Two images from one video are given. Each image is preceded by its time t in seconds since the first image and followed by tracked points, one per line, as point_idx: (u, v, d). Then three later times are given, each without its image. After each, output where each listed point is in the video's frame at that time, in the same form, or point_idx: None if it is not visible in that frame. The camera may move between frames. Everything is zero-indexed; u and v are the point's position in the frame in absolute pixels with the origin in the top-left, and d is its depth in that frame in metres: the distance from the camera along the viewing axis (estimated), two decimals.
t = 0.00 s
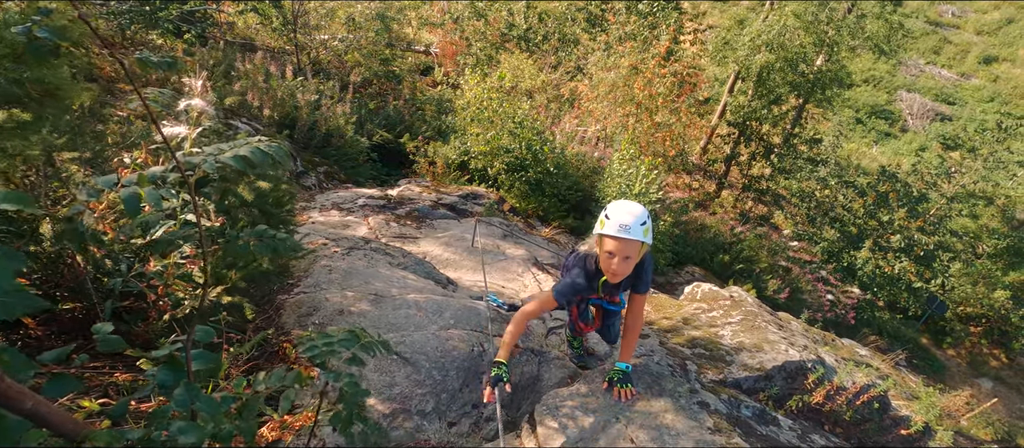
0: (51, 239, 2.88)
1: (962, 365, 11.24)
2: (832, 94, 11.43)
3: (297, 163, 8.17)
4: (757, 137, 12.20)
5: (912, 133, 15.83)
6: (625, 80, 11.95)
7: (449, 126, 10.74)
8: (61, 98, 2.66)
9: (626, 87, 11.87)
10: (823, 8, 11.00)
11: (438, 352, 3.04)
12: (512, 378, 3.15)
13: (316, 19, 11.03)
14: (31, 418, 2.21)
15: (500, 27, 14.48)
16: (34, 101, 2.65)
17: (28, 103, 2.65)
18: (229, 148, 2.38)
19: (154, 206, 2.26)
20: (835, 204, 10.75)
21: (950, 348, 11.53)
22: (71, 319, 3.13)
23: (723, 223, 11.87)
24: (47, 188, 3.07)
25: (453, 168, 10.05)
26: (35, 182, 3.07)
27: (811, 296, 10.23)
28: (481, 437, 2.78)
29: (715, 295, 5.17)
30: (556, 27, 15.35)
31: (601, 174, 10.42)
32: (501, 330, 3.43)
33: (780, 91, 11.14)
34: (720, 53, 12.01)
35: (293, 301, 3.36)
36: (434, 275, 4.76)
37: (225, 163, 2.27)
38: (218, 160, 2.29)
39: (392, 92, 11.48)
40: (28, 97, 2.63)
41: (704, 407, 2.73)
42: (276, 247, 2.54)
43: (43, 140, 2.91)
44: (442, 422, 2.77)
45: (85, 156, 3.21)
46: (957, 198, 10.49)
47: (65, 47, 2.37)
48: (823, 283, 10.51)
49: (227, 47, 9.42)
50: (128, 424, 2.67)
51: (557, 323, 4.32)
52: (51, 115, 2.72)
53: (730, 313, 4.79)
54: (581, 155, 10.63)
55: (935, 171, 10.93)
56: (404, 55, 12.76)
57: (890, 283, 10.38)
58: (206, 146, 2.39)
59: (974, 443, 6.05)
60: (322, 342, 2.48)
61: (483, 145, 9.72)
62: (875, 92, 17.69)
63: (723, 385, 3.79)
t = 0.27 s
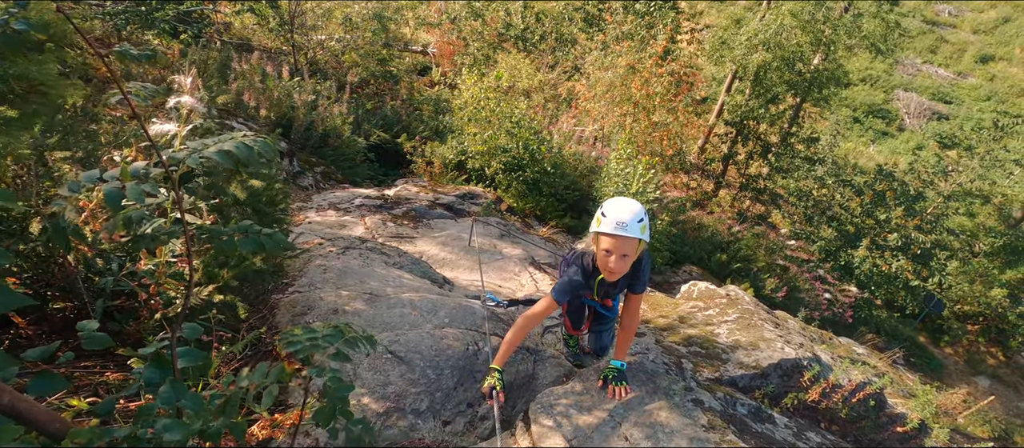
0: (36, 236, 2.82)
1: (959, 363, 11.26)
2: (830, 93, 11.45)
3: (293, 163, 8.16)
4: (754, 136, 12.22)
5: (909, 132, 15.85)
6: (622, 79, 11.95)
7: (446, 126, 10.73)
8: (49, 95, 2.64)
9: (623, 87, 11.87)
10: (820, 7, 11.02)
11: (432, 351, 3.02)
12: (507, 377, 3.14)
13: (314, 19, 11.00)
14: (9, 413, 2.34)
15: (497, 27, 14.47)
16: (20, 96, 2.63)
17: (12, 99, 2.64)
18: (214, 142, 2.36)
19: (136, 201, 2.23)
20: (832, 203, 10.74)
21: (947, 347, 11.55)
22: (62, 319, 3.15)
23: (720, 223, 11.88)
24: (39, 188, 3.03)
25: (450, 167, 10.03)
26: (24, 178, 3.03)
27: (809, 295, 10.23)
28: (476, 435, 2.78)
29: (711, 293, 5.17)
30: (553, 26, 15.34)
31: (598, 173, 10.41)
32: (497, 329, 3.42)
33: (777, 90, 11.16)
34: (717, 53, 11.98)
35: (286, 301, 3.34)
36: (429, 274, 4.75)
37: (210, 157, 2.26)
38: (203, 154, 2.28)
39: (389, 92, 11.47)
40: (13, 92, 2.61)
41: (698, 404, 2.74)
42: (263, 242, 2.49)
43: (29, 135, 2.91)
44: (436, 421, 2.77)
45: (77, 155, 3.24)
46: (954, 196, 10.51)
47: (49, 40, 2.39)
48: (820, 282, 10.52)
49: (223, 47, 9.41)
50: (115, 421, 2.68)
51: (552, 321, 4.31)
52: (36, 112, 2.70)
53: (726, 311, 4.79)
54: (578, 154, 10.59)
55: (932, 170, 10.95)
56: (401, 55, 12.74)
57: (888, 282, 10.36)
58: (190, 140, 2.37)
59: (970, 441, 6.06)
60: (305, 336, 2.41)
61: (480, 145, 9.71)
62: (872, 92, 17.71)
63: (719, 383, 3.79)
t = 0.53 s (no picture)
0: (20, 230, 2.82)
1: (957, 361, 11.27)
2: (826, 92, 11.45)
3: (289, 163, 8.16)
4: (751, 135, 12.23)
5: (906, 131, 15.87)
6: (619, 79, 11.95)
7: (443, 126, 10.72)
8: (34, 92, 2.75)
9: (620, 87, 11.85)
10: (817, 6, 11.02)
11: (425, 349, 3.02)
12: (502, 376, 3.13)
13: (310, 19, 10.98)
14: None
15: (494, 26, 14.46)
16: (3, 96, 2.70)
17: None
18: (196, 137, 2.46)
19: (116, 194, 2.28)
20: (829, 201, 10.74)
21: (945, 345, 11.56)
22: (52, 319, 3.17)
23: (717, 222, 11.90)
24: (29, 184, 3.05)
25: (447, 167, 10.02)
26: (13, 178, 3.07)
27: (806, 293, 10.25)
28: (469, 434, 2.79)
29: (707, 292, 5.17)
30: (551, 26, 15.32)
31: (596, 172, 10.40)
32: (491, 328, 3.41)
33: (774, 90, 11.18)
34: (713, 52, 11.98)
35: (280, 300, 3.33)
36: (425, 273, 4.74)
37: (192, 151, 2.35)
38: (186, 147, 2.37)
39: (386, 92, 11.46)
40: None
41: (691, 401, 2.75)
42: (244, 237, 2.56)
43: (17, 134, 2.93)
44: (430, 419, 2.78)
45: (68, 154, 3.25)
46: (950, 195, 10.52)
47: (28, 36, 2.68)
48: (817, 280, 10.53)
49: (219, 47, 9.40)
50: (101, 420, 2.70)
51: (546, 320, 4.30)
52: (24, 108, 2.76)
53: (722, 309, 4.79)
54: (575, 154, 10.56)
55: (929, 169, 10.96)
56: (398, 55, 12.72)
57: (884, 280, 10.35)
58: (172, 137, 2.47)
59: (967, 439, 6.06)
60: (286, 333, 2.50)
61: (477, 145, 9.70)
62: (869, 91, 17.71)
63: (714, 381, 3.80)
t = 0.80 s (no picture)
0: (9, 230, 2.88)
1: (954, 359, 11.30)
2: (823, 91, 11.46)
3: (285, 163, 8.16)
4: (748, 134, 12.24)
5: (903, 130, 15.90)
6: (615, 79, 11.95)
7: (440, 126, 10.71)
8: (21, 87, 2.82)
9: (617, 86, 11.83)
10: (813, 6, 11.01)
11: (420, 348, 3.01)
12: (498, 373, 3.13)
13: (307, 20, 10.97)
14: None
15: (491, 26, 14.43)
16: None
17: None
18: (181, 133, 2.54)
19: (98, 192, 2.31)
20: (826, 200, 10.72)
21: (942, 343, 11.59)
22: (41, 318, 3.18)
23: (714, 221, 11.92)
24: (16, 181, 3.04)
25: (445, 167, 10.02)
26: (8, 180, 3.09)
27: (803, 292, 10.26)
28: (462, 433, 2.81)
29: (702, 290, 5.17)
30: (547, 26, 15.30)
31: (593, 172, 10.40)
32: (486, 326, 3.40)
33: (770, 89, 11.19)
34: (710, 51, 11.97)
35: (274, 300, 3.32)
36: (420, 273, 4.73)
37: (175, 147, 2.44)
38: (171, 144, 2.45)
39: (383, 92, 11.46)
40: None
41: (685, 399, 2.76)
42: (228, 233, 2.58)
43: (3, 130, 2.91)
44: (424, 418, 2.79)
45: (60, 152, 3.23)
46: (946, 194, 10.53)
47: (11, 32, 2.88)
48: (815, 279, 10.55)
49: (215, 48, 9.40)
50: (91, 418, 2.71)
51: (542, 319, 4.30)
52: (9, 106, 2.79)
53: (718, 308, 4.79)
54: (573, 153, 10.54)
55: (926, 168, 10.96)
56: (395, 56, 12.71)
57: (881, 278, 10.29)
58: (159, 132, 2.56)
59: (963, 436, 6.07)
60: (269, 328, 2.59)
61: (474, 145, 9.69)
62: (866, 90, 17.73)
63: (709, 379, 3.80)
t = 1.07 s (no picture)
0: None
1: (951, 358, 11.30)
2: (819, 90, 11.46)
3: (281, 164, 8.15)
4: (746, 133, 12.24)
5: (900, 129, 15.91)
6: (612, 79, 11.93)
7: (437, 126, 10.68)
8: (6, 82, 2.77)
9: (614, 86, 11.79)
10: (809, 5, 10.99)
11: (413, 346, 3.00)
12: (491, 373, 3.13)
13: (303, 20, 10.94)
14: None
15: (489, 26, 14.40)
16: None
17: None
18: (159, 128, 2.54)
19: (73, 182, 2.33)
20: (824, 198, 10.64)
21: (939, 341, 11.59)
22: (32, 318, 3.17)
23: (712, 220, 11.93)
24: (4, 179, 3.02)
25: (441, 167, 10.01)
26: None
27: (801, 290, 10.26)
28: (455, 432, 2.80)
29: (698, 288, 5.16)
30: (545, 26, 15.27)
31: (590, 171, 10.38)
32: (481, 325, 3.39)
33: (767, 88, 11.19)
34: (706, 51, 11.95)
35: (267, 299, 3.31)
36: (416, 272, 4.72)
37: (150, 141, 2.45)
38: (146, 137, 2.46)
39: (380, 92, 11.44)
40: None
41: (678, 396, 2.75)
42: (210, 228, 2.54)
43: None
44: (417, 417, 2.79)
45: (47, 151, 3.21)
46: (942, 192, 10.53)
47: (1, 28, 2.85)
48: (812, 277, 10.55)
49: (210, 49, 9.37)
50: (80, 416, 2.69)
51: (537, 317, 4.30)
52: None
53: (713, 306, 4.78)
54: (569, 153, 10.60)
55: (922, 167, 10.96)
56: (391, 56, 12.66)
57: (878, 277, 10.04)
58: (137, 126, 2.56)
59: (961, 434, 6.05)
60: (249, 324, 2.64)
61: (470, 144, 9.67)
62: (863, 88, 17.73)
63: (704, 377, 3.80)
